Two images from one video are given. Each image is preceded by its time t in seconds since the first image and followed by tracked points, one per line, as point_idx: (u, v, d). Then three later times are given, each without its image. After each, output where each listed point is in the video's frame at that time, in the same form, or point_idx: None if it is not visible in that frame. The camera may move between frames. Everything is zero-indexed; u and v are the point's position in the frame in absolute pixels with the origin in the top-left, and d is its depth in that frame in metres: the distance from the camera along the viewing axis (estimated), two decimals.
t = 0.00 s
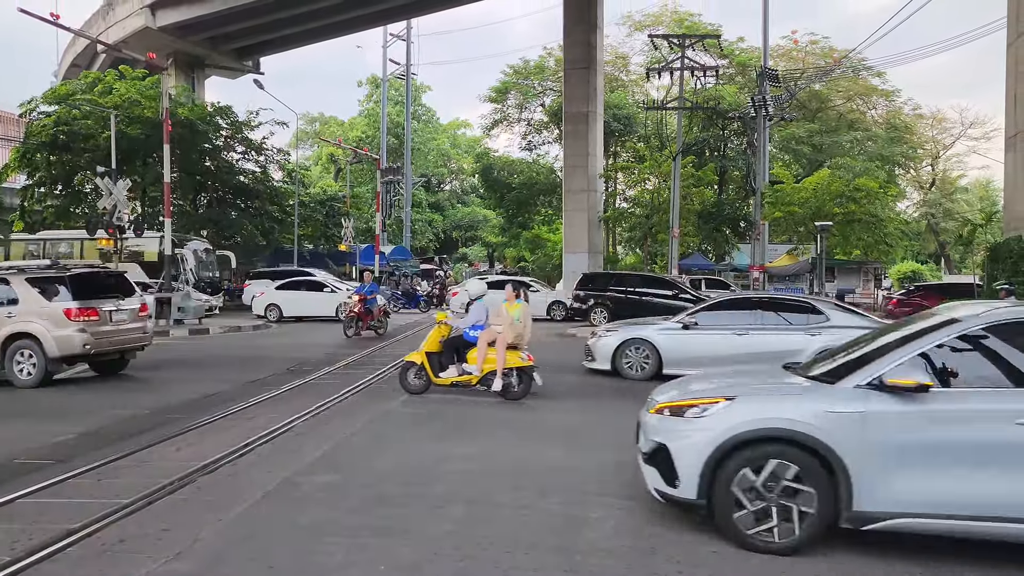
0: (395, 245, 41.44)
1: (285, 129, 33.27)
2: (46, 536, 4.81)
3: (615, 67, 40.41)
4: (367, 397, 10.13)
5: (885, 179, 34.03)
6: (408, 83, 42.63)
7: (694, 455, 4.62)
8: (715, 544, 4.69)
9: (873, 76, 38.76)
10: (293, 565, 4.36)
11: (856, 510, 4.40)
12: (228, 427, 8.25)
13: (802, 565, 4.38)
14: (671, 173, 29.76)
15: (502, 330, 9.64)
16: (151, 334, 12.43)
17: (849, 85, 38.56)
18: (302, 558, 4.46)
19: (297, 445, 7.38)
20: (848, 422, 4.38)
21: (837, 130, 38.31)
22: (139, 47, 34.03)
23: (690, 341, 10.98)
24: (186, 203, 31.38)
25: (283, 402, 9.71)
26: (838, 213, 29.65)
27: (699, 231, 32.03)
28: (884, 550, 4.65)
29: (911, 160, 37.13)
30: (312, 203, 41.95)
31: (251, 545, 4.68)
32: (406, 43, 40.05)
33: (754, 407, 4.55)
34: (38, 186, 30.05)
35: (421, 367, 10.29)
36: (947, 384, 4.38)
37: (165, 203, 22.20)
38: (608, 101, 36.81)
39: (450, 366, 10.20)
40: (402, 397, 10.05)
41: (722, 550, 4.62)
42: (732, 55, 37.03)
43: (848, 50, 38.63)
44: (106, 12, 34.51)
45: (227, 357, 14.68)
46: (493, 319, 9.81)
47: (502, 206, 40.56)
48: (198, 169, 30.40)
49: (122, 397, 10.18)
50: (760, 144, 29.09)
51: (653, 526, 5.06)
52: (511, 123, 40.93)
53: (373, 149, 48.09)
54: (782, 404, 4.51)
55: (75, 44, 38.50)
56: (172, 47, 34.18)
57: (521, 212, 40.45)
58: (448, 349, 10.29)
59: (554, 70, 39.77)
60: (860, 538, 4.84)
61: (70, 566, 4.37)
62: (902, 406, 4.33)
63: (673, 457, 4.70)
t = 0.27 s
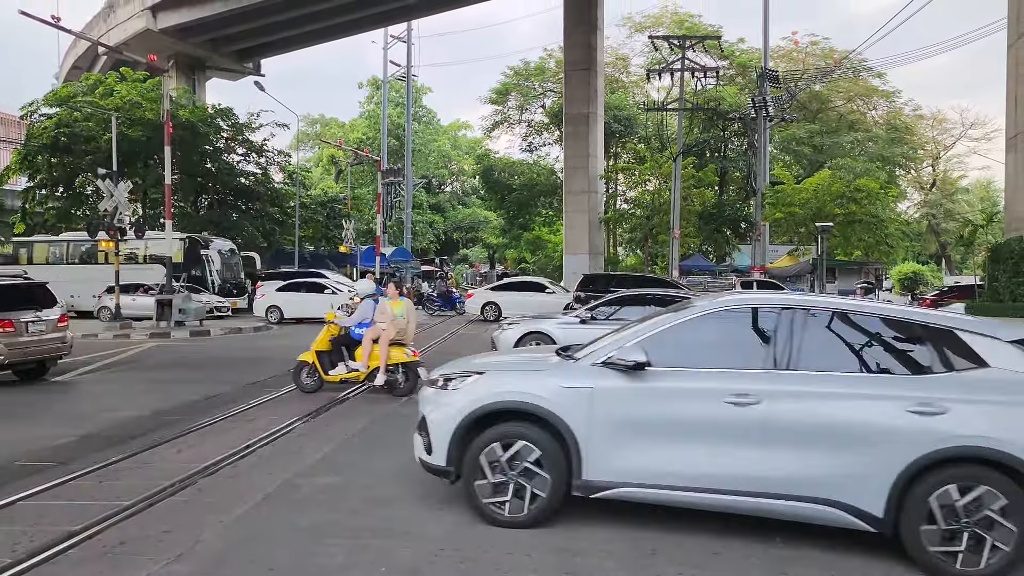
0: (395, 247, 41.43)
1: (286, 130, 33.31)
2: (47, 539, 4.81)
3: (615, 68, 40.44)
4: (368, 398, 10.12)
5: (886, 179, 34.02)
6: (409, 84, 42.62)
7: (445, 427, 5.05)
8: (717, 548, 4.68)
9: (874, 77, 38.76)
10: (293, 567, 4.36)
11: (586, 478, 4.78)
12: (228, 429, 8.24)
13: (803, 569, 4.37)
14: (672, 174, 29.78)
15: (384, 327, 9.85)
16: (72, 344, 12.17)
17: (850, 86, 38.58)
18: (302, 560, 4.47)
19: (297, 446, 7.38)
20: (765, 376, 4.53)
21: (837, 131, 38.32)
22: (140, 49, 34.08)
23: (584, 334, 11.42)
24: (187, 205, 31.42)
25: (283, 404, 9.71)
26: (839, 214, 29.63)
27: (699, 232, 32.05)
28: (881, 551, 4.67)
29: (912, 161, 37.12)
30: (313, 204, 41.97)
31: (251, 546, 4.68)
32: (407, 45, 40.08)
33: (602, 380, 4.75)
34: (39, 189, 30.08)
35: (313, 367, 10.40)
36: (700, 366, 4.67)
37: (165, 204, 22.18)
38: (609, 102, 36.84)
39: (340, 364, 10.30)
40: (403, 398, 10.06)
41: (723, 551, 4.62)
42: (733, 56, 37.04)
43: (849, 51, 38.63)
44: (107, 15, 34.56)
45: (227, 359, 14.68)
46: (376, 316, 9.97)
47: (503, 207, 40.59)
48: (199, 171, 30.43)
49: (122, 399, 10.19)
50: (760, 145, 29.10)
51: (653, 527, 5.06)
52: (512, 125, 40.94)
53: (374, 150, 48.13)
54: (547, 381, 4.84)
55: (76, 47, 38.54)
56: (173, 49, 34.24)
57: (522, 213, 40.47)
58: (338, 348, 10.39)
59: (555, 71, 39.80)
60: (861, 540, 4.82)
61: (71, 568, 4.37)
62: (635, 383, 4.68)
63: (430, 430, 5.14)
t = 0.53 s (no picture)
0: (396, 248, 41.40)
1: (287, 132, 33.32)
2: (48, 540, 4.81)
3: (616, 69, 40.45)
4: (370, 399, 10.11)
5: (887, 180, 33.99)
6: (410, 85, 42.62)
7: (222, 420, 5.29)
8: (720, 548, 4.66)
9: (875, 78, 38.74)
10: (294, 568, 4.35)
11: (348, 465, 5.07)
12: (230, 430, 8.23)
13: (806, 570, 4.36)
14: (673, 175, 29.76)
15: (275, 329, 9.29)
16: None
17: (851, 86, 38.56)
18: (304, 561, 4.46)
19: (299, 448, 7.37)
20: (503, 364, 4.84)
21: (838, 132, 38.32)
22: (141, 51, 34.12)
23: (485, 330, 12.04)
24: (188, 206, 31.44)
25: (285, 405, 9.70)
26: (840, 215, 29.59)
27: (699, 233, 32.06)
28: (884, 551, 4.66)
29: (913, 161, 37.09)
30: (314, 206, 41.98)
31: (253, 547, 4.68)
32: (408, 46, 40.10)
33: (448, 327, 5.07)
34: (41, 190, 30.09)
35: (211, 367, 10.71)
36: (456, 354, 4.98)
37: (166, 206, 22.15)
38: (610, 103, 36.84)
39: (236, 364, 10.44)
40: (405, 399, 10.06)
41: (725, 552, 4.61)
42: (733, 57, 37.04)
43: (850, 52, 38.62)
44: (108, 16, 34.60)
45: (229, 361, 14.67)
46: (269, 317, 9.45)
47: (504, 208, 40.60)
48: (200, 173, 30.44)
49: (124, 400, 10.19)
50: (761, 146, 29.11)
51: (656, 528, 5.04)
52: (513, 126, 40.95)
53: (375, 152, 48.17)
54: (310, 375, 5.11)
55: (77, 49, 38.59)
56: (174, 50, 34.28)
57: (523, 214, 40.46)
58: (234, 349, 10.49)
59: (556, 72, 39.82)
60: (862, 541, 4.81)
61: (72, 570, 4.36)
62: (394, 374, 4.98)
63: (211, 424, 5.37)
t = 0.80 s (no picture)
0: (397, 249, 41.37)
1: (288, 133, 33.34)
2: (51, 541, 4.81)
3: (617, 70, 40.45)
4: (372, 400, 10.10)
5: (889, 181, 33.96)
6: (411, 86, 42.63)
7: (18, 415, 5.53)
8: (722, 550, 4.66)
9: (876, 78, 38.71)
10: (295, 570, 4.35)
11: (133, 455, 5.43)
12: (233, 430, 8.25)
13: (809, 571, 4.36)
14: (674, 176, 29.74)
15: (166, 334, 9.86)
16: None
17: (852, 87, 38.54)
18: (306, 563, 4.46)
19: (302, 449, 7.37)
20: (270, 357, 5.27)
21: (840, 132, 38.31)
22: (143, 53, 34.16)
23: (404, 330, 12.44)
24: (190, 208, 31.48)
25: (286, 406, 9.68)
26: (841, 216, 29.56)
27: (701, 233, 32.05)
28: (885, 551, 4.66)
29: (915, 162, 37.04)
30: (316, 207, 41.99)
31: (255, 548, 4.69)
32: (409, 47, 40.10)
33: (229, 323, 5.46)
34: (43, 192, 30.11)
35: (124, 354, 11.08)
36: (229, 347, 5.39)
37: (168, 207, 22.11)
38: (612, 104, 36.82)
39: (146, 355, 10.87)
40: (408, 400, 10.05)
41: (726, 554, 4.61)
42: (735, 58, 37.02)
43: (852, 53, 38.59)
44: (110, 18, 34.65)
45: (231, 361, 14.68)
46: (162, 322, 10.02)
47: (505, 209, 40.60)
48: (201, 174, 30.47)
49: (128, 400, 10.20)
50: (762, 147, 29.12)
51: (657, 530, 5.04)
52: (514, 127, 40.97)
53: (376, 153, 48.21)
54: (94, 369, 5.47)
55: (79, 50, 38.65)
56: (176, 52, 34.31)
57: (524, 215, 40.46)
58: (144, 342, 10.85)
59: (557, 73, 39.86)
60: (863, 542, 4.80)
61: (75, 572, 4.36)
62: (176, 369, 5.35)
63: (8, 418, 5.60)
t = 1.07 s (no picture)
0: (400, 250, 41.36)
1: (291, 134, 33.37)
2: (54, 542, 4.82)
3: (619, 71, 40.45)
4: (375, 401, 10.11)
5: (892, 181, 33.91)
6: (413, 87, 42.63)
7: None
8: (724, 551, 4.67)
9: (879, 79, 38.66)
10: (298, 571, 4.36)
11: None
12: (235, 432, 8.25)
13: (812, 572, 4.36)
14: (677, 176, 29.73)
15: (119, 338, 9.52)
16: None
17: (855, 88, 38.49)
18: (309, 563, 4.47)
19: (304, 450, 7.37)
20: (62, 354, 5.53)
21: (842, 133, 38.28)
22: (146, 54, 34.23)
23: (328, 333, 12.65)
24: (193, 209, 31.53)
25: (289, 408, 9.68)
26: (844, 217, 29.54)
27: (703, 234, 32.04)
28: (887, 552, 4.66)
29: (918, 162, 36.98)
30: (318, 208, 42.04)
31: (258, 549, 4.70)
32: (412, 48, 40.13)
33: (30, 320, 5.71)
34: (46, 193, 30.14)
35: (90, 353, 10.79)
36: (26, 344, 5.64)
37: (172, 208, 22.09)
38: (614, 105, 36.80)
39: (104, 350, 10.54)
40: (412, 402, 10.06)
41: (728, 555, 4.60)
42: (737, 58, 37.01)
43: (854, 53, 38.55)
44: (113, 20, 34.71)
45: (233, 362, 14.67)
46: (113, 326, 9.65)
47: (507, 210, 40.58)
48: (204, 176, 30.51)
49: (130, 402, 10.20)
50: (765, 148, 29.09)
51: (658, 531, 5.05)
52: (516, 128, 40.99)
53: (379, 154, 48.23)
54: None
55: (82, 52, 38.73)
56: (179, 53, 34.36)
57: (526, 216, 40.44)
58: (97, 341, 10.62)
59: (559, 74, 39.90)
60: (865, 543, 4.81)
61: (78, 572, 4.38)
62: None
63: None
